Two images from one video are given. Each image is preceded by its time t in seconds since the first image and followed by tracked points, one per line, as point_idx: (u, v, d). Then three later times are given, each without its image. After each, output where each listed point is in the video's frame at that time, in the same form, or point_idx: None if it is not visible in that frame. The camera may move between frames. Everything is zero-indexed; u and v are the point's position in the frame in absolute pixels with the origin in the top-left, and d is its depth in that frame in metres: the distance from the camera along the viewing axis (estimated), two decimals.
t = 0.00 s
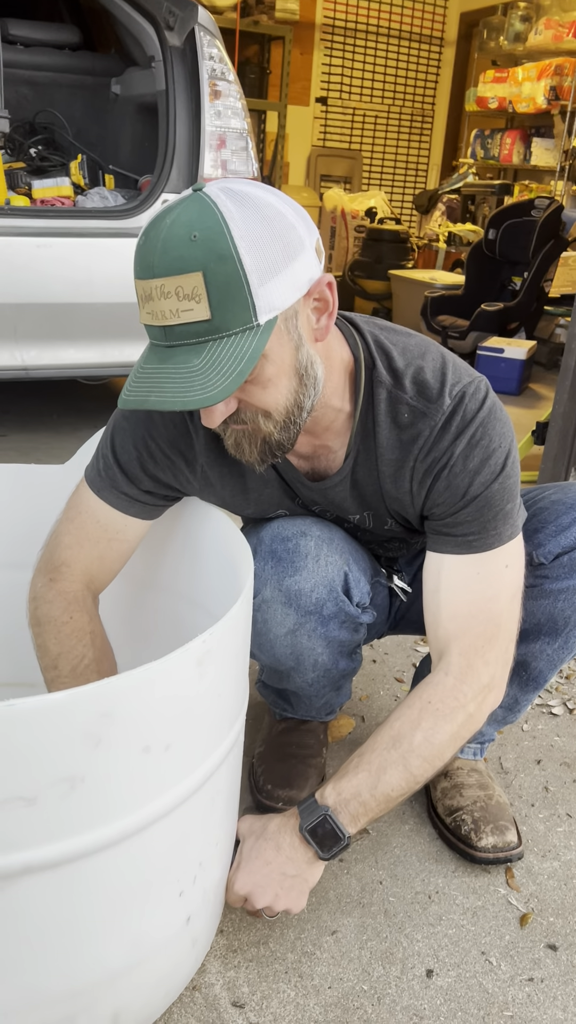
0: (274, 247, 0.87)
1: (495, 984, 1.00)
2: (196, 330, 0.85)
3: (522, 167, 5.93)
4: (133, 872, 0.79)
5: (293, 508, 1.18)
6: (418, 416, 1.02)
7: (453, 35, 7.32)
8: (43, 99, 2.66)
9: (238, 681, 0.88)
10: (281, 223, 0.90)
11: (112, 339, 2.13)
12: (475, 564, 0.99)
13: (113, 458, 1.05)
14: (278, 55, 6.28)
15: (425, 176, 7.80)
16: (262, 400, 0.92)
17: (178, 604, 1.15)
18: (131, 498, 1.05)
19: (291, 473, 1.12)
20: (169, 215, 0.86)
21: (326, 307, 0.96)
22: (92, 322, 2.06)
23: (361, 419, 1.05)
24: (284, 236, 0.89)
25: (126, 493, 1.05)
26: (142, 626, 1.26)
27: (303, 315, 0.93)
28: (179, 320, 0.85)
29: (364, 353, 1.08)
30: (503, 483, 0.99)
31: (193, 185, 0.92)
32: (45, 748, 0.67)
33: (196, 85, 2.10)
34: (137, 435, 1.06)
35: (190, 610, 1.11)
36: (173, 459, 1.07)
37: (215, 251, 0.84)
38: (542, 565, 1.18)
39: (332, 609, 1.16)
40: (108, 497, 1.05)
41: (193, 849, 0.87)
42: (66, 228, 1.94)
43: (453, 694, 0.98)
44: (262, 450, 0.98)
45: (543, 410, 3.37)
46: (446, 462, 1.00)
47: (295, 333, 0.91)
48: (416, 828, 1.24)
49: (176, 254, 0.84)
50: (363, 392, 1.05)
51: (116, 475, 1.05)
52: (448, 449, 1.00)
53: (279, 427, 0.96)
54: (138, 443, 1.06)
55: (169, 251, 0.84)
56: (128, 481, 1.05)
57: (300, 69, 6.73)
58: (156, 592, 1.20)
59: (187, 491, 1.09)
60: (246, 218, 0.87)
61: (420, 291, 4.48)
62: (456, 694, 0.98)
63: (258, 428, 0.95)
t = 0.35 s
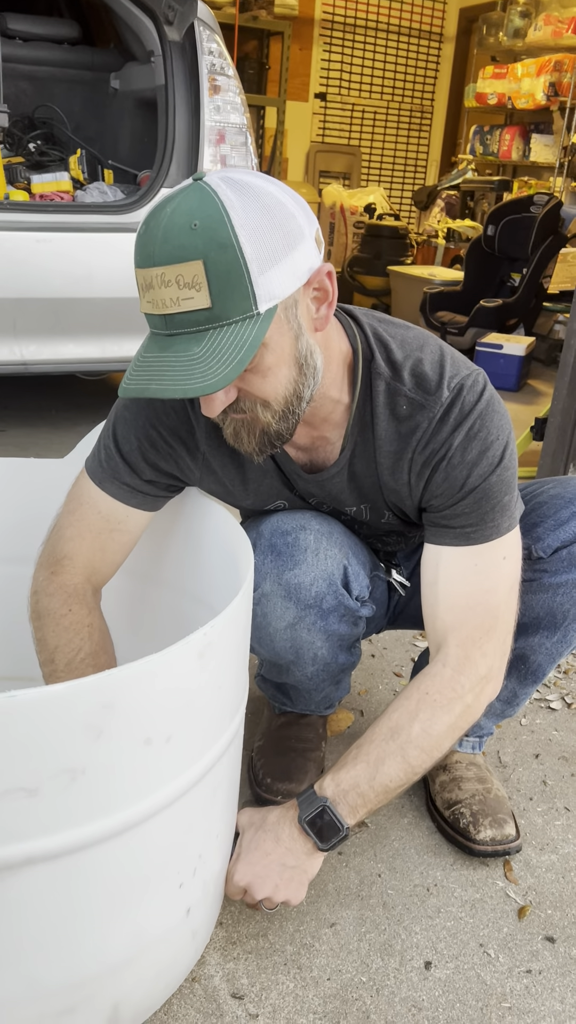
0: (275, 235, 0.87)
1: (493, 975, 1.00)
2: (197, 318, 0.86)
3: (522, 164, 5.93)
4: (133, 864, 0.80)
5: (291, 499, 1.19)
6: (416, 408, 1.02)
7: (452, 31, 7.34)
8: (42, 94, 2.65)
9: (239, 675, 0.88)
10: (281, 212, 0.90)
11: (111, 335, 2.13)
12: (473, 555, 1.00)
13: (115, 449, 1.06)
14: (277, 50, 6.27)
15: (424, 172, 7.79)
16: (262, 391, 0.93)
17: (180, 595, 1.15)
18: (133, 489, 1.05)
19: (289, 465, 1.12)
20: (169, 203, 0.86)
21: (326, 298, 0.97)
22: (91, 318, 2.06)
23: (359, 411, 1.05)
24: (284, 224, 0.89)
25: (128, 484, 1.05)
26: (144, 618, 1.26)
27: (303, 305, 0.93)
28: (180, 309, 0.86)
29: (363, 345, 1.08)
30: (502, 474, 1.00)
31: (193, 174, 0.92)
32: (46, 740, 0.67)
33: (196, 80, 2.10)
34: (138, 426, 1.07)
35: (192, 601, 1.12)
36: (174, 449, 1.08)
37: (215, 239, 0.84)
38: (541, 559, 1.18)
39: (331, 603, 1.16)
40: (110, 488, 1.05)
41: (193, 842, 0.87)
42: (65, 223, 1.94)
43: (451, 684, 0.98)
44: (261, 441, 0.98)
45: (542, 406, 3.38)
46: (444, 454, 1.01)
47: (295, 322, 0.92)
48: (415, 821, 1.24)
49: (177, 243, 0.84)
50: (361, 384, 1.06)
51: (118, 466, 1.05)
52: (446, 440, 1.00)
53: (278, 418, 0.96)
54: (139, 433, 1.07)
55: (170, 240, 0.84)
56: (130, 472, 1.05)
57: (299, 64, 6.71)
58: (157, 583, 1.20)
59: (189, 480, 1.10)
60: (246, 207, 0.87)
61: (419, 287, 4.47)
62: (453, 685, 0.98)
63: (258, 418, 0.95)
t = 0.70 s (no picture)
0: (267, 230, 0.87)
1: (488, 965, 1.01)
2: (187, 312, 0.85)
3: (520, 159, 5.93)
4: (131, 853, 0.80)
5: (290, 490, 1.19)
6: (415, 400, 1.03)
7: (451, 26, 7.35)
8: (39, 87, 2.65)
9: (236, 666, 0.88)
10: (275, 206, 0.89)
11: (109, 329, 2.13)
12: (471, 547, 1.00)
13: (117, 441, 1.06)
14: (275, 45, 6.25)
15: (422, 167, 7.79)
16: (253, 384, 0.93)
17: (180, 588, 1.16)
18: (135, 482, 1.06)
19: (287, 456, 1.12)
20: (163, 196, 0.86)
21: (320, 291, 0.96)
22: (89, 312, 2.06)
23: (357, 403, 1.06)
24: (278, 219, 0.88)
25: (130, 476, 1.05)
26: (145, 612, 1.26)
27: (296, 299, 0.92)
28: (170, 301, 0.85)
29: (361, 338, 1.09)
30: (499, 467, 1.00)
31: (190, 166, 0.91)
32: (45, 730, 0.67)
33: (193, 74, 2.10)
34: (141, 417, 1.07)
35: (193, 596, 1.12)
36: (176, 441, 1.09)
37: (206, 233, 0.83)
38: (538, 553, 1.19)
39: (328, 596, 1.17)
40: (112, 481, 1.05)
41: (191, 832, 0.87)
42: (63, 217, 1.94)
43: (446, 675, 0.99)
44: (253, 432, 0.98)
45: (540, 401, 3.38)
46: (442, 446, 1.01)
47: (287, 317, 0.91)
48: (411, 813, 1.25)
49: (168, 235, 0.83)
50: (358, 377, 1.06)
51: (120, 458, 1.05)
52: (444, 432, 1.01)
53: (269, 411, 0.96)
54: (141, 425, 1.07)
55: (162, 232, 0.84)
56: (132, 464, 1.05)
57: (298, 59, 6.69)
58: (159, 576, 1.21)
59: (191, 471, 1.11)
60: (239, 200, 0.86)
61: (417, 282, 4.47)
62: (449, 674, 0.99)
63: (250, 412, 0.96)
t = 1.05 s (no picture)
0: (254, 222, 0.87)
1: (482, 956, 1.02)
2: (171, 300, 0.86)
3: (519, 154, 5.92)
4: (126, 843, 0.81)
5: (288, 482, 1.19)
6: (410, 395, 1.02)
7: (449, 20, 7.34)
8: (36, 82, 2.64)
9: (231, 657, 0.89)
10: (265, 199, 0.89)
11: (105, 323, 2.13)
12: (464, 542, 1.01)
13: (116, 435, 1.07)
14: (273, 39, 6.24)
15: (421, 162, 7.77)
16: (238, 376, 0.93)
17: (177, 582, 1.16)
18: (135, 475, 1.06)
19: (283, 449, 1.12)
20: (155, 186, 0.87)
21: (310, 286, 0.95)
22: (85, 306, 2.06)
23: (353, 397, 1.05)
24: (265, 211, 0.88)
25: (130, 470, 1.06)
26: (142, 606, 1.27)
27: (284, 294, 0.92)
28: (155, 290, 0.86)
29: (357, 331, 1.08)
30: (493, 463, 1.01)
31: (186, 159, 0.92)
32: (39, 719, 0.68)
33: (190, 69, 2.10)
34: (139, 411, 1.08)
35: (190, 589, 1.12)
36: (176, 434, 1.09)
37: (191, 224, 0.83)
38: (532, 545, 1.19)
39: (324, 584, 1.14)
40: (111, 475, 1.06)
41: (186, 823, 0.88)
42: (59, 212, 1.94)
43: (442, 668, 1.00)
44: (240, 425, 0.98)
45: (537, 397, 3.38)
46: (436, 442, 1.01)
47: (274, 310, 0.91)
48: (407, 806, 1.25)
49: (155, 224, 0.84)
50: (354, 370, 1.05)
51: (119, 452, 1.06)
52: (439, 428, 1.01)
53: (255, 404, 0.96)
54: (141, 418, 1.08)
55: (149, 221, 0.84)
56: (132, 457, 1.06)
57: (295, 54, 6.68)
58: (157, 570, 1.21)
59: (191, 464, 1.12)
60: (226, 192, 0.86)
61: (415, 277, 4.47)
62: (444, 668, 1.00)
63: (237, 404, 0.96)
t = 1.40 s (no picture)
0: (272, 217, 0.88)
1: (482, 951, 1.02)
2: (189, 292, 0.86)
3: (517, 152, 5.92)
4: (123, 835, 0.81)
5: (287, 479, 1.20)
6: (409, 396, 1.02)
7: (447, 18, 7.33)
8: (33, 80, 2.64)
9: (228, 650, 0.90)
10: (280, 194, 0.90)
11: (103, 321, 2.12)
12: (455, 545, 0.99)
13: (111, 429, 1.07)
14: (271, 37, 6.23)
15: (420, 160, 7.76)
16: (250, 371, 0.92)
17: (172, 575, 1.16)
18: (128, 469, 1.06)
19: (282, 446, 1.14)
20: (170, 179, 0.87)
21: (321, 284, 0.96)
22: (83, 304, 2.05)
23: (352, 396, 1.05)
24: (282, 206, 0.89)
25: (123, 464, 1.06)
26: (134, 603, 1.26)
27: (297, 289, 0.92)
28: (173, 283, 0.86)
29: (357, 331, 1.07)
30: (489, 466, 0.99)
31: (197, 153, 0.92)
32: (34, 709, 0.69)
33: (188, 66, 2.10)
34: (136, 406, 1.09)
35: (187, 581, 1.12)
36: (173, 432, 1.10)
37: (211, 217, 0.84)
38: (531, 539, 1.19)
39: (320, 573, 1.13)
40: (102, 466, 1.05)
41: (184, 815, 0.88)
42: (57, 210, 1.94)
43: (428, 678, 0.96)
44: (249, 421, 0.98)
45: (536, 394, 3.38)
46: (432, 443, 1.00)
47: (288, 305, 0.92)
48: (406, 801, 1.25)
49: (174, 217, 0.84)
50: (353, 371, 1.05)
51: (112, 444, 1.06)
52: (435, 430, 1.00)
53: (265, 400, 0.96)
54: (137, 415, 1.08)
55: (167, 214, 0.85)
56: (126, 451, 1.06)
57: (293, 52, 6.67)
58: (152, 564, 1.21)
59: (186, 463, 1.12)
60: (245, 186, 0.87)
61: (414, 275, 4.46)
62: (430, 678, 0.96)
63: (246, 400, 0.95)
